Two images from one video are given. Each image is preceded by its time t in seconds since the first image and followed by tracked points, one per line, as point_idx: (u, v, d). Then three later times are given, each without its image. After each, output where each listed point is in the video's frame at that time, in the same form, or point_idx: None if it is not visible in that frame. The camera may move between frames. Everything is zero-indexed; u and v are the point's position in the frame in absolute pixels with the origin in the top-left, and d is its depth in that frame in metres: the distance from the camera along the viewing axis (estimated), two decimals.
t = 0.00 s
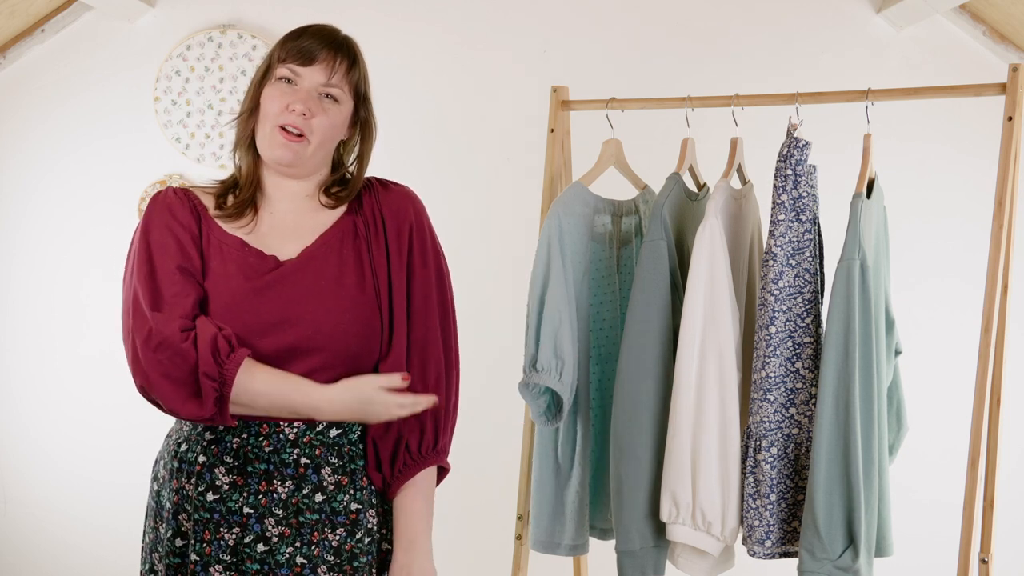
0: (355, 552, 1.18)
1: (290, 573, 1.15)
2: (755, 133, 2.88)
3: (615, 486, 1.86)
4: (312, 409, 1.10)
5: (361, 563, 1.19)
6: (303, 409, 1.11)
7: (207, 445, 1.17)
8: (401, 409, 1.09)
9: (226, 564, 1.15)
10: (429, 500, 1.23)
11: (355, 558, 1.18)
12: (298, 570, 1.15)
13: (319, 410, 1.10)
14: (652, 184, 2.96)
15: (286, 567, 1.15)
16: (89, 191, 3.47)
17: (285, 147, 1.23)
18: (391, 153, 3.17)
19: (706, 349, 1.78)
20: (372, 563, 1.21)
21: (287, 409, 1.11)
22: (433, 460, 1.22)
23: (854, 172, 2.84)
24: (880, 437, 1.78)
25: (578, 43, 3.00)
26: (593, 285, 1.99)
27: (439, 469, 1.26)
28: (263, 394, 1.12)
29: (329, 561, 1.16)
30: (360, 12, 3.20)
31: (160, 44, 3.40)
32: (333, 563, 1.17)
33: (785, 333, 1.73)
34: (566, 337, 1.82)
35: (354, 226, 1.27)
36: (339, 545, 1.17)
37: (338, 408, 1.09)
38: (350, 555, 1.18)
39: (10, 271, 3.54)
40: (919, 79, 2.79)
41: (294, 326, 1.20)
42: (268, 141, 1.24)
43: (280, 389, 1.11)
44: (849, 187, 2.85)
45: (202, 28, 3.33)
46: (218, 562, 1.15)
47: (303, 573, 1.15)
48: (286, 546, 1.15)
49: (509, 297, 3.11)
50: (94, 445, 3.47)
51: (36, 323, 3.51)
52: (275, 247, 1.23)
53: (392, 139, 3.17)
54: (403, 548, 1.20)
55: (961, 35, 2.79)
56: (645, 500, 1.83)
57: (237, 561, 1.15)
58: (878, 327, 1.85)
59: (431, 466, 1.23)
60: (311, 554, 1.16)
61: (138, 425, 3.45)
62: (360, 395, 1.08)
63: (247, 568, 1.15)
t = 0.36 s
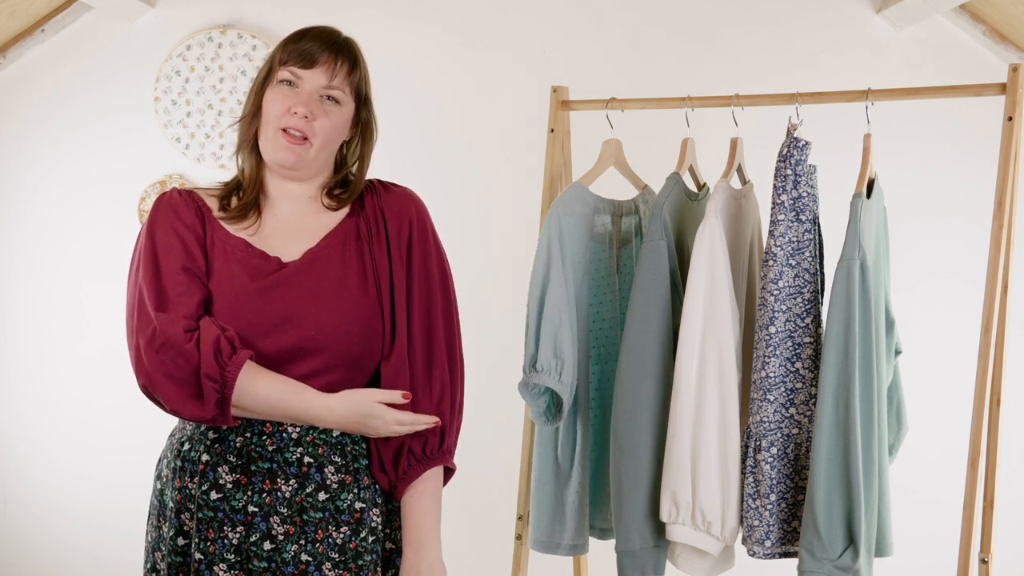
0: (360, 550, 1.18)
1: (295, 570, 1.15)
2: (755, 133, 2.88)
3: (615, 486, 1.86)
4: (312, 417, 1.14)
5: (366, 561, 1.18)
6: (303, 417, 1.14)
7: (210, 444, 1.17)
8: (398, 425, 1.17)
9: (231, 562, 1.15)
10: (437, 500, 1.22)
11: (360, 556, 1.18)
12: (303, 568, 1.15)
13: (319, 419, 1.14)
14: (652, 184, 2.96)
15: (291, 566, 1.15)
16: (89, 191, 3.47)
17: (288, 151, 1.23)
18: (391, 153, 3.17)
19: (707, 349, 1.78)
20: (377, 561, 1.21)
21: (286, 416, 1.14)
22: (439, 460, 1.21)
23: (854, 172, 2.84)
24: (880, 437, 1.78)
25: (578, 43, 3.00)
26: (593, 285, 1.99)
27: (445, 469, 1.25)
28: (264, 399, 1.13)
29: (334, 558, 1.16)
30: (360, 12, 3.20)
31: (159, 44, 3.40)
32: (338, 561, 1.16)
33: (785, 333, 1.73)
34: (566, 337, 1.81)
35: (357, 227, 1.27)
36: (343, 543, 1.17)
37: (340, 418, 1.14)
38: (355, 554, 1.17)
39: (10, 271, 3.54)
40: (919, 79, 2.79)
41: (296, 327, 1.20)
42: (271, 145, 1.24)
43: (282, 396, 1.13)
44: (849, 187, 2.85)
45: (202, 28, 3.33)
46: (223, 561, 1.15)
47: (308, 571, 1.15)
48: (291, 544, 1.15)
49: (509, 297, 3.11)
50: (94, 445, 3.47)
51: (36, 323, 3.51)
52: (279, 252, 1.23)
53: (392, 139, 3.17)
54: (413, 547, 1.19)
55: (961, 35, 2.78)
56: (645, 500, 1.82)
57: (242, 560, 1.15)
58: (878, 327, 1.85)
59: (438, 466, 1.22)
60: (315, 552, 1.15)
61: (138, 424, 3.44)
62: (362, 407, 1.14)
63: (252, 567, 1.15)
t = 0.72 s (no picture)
0: (360, 548, 1.17)
1: (296, 567, 1.15)
2: (755, 133, 2.88)
3: (615, 485, 1.85)
4: (318, 409, 1.14)
5: (366, 559, 1.18)
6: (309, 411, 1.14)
7: (212, 442, 1.17)
8: (404, 417, 1.16)
9: (233, 559, 1.15)
10: (437, 497, 1.21)
11: (360, 554, 1.17)
12: (304, 565, 1.15)
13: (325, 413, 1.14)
14: (653, 184, 2.96)
15: (291, 562, 1.15)
16: (89, 191, 3.47)
17: (288, 153, 1.24)
18: (391, 153, 3.18)
19: (706, 349, 1.78)
20: (377, 560, 1.20)
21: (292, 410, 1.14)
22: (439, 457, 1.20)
23: (854, 172, 2.84)
24: (880, 437, 1.78)
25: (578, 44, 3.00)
26: (593, 285, 1.99)
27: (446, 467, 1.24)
28: (269, 394, 1.13)
29: (333, 556, 1.16)
30: (360, 12, 3.20)
31: (159, 44, 3.40)
32: (338, 559, 1.16)
33: (785, 333, 1.73)
34: (566, 337, 1.81)
35: (356, 227, 1.27)
36: (343, 540, 1.17)
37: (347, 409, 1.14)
38: (355, 551, 1.17)
39: (10, 271, 3.54)
40: (919, 79, 2.79)
41: (297, 325, 1.20)
42: (272, 146, 1.24)
43: (287, 389, 1.13)
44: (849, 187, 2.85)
45: (202, 28, 3.33)
46: (225, 557, 1.15)
47: (309, 568, 1.15)
48: (292, 540, 1.15)
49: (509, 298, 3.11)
50: (94, 445, 3.47)
51: (36, 323, 3.51)
52: (280, 250, 1.23)
53: (392, 139, 3.17)
54: (414, 546, 1.19)
55: (961, 35, 2.78)
56: (645, 500, 1.83)
57: (245, 556, 1.16)
58: (878, 327, 1.85)
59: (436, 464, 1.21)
60: (316, 549, 1.15)
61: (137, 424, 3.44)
62: (367, 398, 1.14)
63: (253, 563, 1.15)
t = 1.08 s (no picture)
0: (363, 545, 1.19)
1: (301, 565, 1.15)
2: (755, 133, 2.88)
3: (615, 485, 1.85)
4: (317, 419, 1.08)
5: (369, 557, 1.19)
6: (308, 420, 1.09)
7: (216, 441, 1.17)
8: (404, 436, 1.08)
9: (238, 557, 1.15)
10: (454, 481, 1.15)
11: (364, 552, 1.19)
12: (309, 562, 1.15)
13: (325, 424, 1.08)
14: (653, 184, 2.97)
15: (296, 560, 1.15)
16: (89, 191, 3.47)
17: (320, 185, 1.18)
18: (392, 153, 3.18)
19: (707, 349, 1.78)
20: (379, 557, 1.22)
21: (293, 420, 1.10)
22: (450, 442, 1.14)
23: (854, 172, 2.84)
24: (880, 437, 1.78)
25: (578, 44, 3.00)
26: (593, 285, 2.00)
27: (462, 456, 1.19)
28: (272, 398, 1.10)
29: (338, 553, 1.17)
30: (360, 12, 3.20)
31: (159, 44, 3.39)
32: (343, 556, 1.17)
33: (785, 333, 1.73)
34: (566, 337, 1.82)
35: (358, 228, 1.26)
36: (348, 537, 1.18)
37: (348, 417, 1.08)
38: (359, 548, 1.18)
39: (10, 271, 3.55)
40: (919, 79, 2.79)
41: (299, 326, 1.20)
42: (301, 176, 1.18)
43: (288, 396, 1.10)
44: (849, 187, 2.85)
45: (201, 28, 3.33)
46: (230, 555, 1.15)
47: (314, 566, 1.15)
48: (297, 538, 1.15)
49: (509, 298, 3.12)
50: (94, 445, 3.47)
51: (36, 324, 3.52)
52: (283, 250, 1.24)
53: (392, 139, 3.17)
54: (431, 530, 1.11)
55: (961, 35, 2.78)
56: (645, 500, 1.83)
57: (249, 554, 1.15)
58: (878, 327, 1.85)
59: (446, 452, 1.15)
60: (321, 546, 1.16)
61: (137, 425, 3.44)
62: (368, 414, 1.07)
63: (258, 561, 1.15)
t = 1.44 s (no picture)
0: (363, 547, 1.18)
1: (300, 566, 1.16)
2: (755, 134, 2.88)
3: (615, 485, 1.86)
4: (322, 408, 1.10)
5: (369, 558, 1.19)
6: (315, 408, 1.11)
7: (216, 442, 1.17)
8: (410, 410, 1.12)
9: (237, 558, 1.15)
10: (454, 485, 1.15)
11: (363, 553, 1.18)
12: (308, 563, 1.16)
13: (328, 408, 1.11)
14: (653, 184, 2.97)
15: (295, 561, 1.15)
16: (89, 191, 3.47)
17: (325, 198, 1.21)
18: (392, 154, 3.18)
19: (707, 349, 1.78)
20: (379, 558, 1.22)
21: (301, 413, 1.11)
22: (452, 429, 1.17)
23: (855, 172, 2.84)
24: (880, 437, 1.78)
25: (578, 44, 3.00)
26: (593, 285, 2.00)
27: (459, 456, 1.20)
28: (280, 396, 1.11)
29: (337, 555, 1.17)
30: (360, 12, 3.20)
31: (159, 44, 3.39)
32: (342, 557, 1.17)
33: (785, 333, 1.73)
34: (566, 337, 1.82)
35: (359, 230, 1.27)
36: (347, 539, 1.17)
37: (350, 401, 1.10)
38: (358, 550, 1.18)
39: (10, 271, 3.55)
40: (919, 79, 2.79)
41: (300, 328, 1.20)
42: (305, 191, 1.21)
43: (295, 388, 1.11)
44: (849, 187, 2.85)
45: (201, 28, 3.33)
46: (229, 556, 1.15)
47: (313, 567, 1.16)
48: (296, 539, 1.15)
49: (509, 298, 3.12)
50: (94, 445, 3.47)
51: (36, 324, 3.52)
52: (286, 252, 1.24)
53: (392, 139, 3.18)
54: (431, 537, 1.12)
55: (961, 35, 2.78)
56: (645, 499, 1.83)
57: (248, 555, 1.15)
58: (878, 327, 1.85)
59: (442, 433, 1.17)
60: (320, 548, 1.16)
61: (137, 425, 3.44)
62: (370, 395, 1.10)
63: (257, 562, 1.15)
